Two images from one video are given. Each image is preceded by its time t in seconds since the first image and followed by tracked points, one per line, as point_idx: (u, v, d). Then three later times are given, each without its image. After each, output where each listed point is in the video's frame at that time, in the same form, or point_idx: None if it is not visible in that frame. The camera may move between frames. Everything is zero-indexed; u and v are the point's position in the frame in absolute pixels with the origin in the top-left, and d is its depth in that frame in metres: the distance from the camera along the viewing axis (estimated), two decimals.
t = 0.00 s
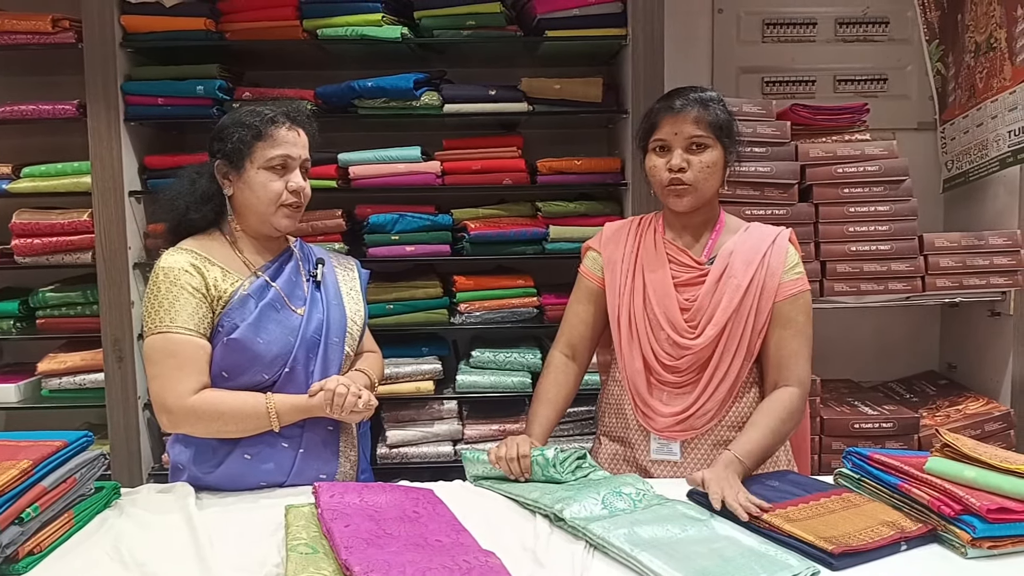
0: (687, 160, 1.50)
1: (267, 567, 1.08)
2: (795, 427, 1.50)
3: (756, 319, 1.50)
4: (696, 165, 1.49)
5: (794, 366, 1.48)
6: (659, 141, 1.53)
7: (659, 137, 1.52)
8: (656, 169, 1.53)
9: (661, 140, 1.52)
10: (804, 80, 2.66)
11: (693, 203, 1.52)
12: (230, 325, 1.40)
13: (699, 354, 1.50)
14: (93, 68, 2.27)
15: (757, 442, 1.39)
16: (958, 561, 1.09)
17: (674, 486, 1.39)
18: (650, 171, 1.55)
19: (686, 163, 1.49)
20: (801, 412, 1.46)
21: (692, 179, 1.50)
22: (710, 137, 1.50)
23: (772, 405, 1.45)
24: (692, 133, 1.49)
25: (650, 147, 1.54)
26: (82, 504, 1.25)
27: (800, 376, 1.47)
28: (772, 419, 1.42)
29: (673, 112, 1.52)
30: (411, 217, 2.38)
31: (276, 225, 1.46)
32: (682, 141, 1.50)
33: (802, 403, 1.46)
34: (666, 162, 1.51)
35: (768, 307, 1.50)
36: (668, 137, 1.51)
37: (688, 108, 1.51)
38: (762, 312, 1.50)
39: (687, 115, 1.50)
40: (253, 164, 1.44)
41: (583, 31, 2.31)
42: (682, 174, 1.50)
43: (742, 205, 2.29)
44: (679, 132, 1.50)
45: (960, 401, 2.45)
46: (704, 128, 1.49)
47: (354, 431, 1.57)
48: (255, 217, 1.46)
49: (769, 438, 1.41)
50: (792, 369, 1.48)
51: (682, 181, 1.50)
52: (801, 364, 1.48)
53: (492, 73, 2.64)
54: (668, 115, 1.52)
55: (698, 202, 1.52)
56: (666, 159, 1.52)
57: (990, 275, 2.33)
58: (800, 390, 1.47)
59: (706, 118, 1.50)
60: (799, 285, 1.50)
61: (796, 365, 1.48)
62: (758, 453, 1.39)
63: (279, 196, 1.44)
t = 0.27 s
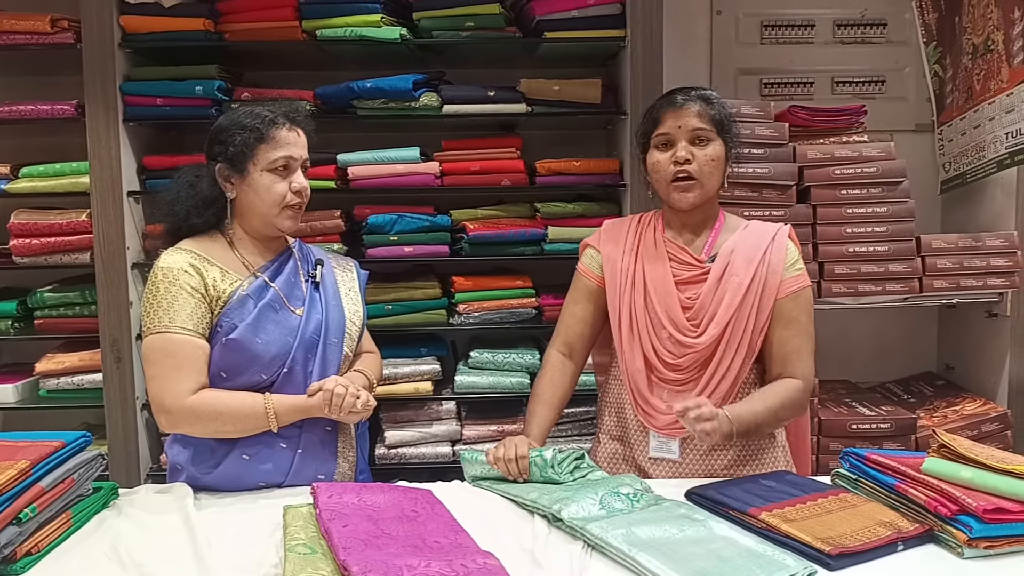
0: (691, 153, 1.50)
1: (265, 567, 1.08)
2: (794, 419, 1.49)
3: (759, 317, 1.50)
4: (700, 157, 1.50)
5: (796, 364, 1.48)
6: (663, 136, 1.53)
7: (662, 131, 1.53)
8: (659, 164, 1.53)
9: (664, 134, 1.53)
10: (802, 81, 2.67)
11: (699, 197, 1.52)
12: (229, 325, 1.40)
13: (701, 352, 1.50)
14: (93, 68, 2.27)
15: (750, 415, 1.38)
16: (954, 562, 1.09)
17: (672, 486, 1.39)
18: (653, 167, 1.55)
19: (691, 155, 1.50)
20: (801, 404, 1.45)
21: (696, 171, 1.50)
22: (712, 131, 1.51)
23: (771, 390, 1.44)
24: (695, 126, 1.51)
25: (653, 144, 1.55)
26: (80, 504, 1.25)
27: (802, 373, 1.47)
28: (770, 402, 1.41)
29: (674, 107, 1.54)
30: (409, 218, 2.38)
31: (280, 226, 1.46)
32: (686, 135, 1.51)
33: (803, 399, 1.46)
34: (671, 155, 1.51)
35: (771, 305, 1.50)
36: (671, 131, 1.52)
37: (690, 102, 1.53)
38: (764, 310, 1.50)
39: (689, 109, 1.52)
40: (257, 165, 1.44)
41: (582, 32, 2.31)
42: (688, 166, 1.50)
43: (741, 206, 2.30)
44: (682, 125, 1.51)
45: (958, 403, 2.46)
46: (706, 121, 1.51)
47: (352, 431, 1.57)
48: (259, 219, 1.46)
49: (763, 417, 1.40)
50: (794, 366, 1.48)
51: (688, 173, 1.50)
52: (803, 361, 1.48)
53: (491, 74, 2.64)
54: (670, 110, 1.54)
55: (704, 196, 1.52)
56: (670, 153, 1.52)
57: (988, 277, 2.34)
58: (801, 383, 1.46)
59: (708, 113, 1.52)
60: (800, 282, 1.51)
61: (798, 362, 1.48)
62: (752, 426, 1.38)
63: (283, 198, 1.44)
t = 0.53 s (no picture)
0: (697, 158, 1.51)
1: (263, 568, 1.08)
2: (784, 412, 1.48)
3: (756, 315, 1.51)
4: (707, 161, 1.51)
5: (791, 358, 1.48)
6: (667, 143, 1.53)
7: (666, 138, 1.53)
8: (666, 171, 1.53)
9: (669, 141, 1.53)
10: (799, 83, 2.68)
11: (709, 198, 1.53)
12: (227, 327, 1.40)
13: (699, 352, 1.50)
14: (91, 70, 2.27)
15: (732, 383, 1.40)
16: (950, 561, 1.09)
17: (668, 487, 1.40)
18: (658, 175, 1.55)
19: (698, 160, 1.50)
20: (790, 394, 1.45)
21: (706, 174, 1.51)
22: (713, 134, 1.52)
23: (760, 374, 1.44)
24: (699, 131, 1.51)
25: (655, 151, 1.55)
26: (79, 505, 1.25)
27: (796, 365, 1.47)
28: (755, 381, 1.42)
29: (674, 113, 1.53)
30: (407, 219, 2.38)
31: (278, 227, 1.47)
32: (691, 140, 1.51)
33: (796, 391, 1.46)
34: (678, 162, 1.52)
35: (767, 302, 1.51)
36: (675, 137, 1.52)
37: (689, 107, 1.53)
38: (761, 308, 1.50)
39: (690, 115, 1.52)
40: (254, 167, 1.45)
41: (579, 34, 2.32)
42: (696, 171, 1.50)
43: (738, 207, 2.30)
44: (685, 132, 1.51)
45: (954, 403, 2.46)
46: (708, 124, 1.52)
47: (350, 432, 1.57)
48: (258, 221, 1.46)
49: (745, 391, 1.41)
50: (790, 360, 1.48)
51: (697, 178, 1.50)
52: (799, 358, 1.48)
53: (489, 76, 2.65)
54: (670, 117, 1.53)
55: (711, 198, 1.53)
56: (676, 159, 1.52)
57: (984, 278, 2.35)
58: (795, 377, 1.46)
59: (708, 116, 1.53)
60: (795, 279, 1.51)
61: (793, 358, 1.48)
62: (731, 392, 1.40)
63: (280, 199, 1.45)
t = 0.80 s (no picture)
0: (689, 158, 1.52)
1: (262, 569, 1.09)
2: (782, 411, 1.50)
3: (752, 315, 1.51)
4: (698, 162, 1.51)
5: (788, 359, 1.49)
6: (661, 140, 1.54)
7: (660, 135, 1.54)
8: (658, 167, 1.54)
9: (663, 137, 1.54)
10: (797, 83, 2.68)
11: (696, 199, 1.53)
12: (227, 329, 1.41)
13: (696, 353, 1.51)
14: (91, 74, 2.28)
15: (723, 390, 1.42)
16: (947, 560, 1.10)
17: (667, 487, 1.40)
18: (651, 171, 1.55)
19: (690, 160, 1.51)
20: (786, 395, 1.47)
21: (695, 175, 1.51)
22: (710, 135, 1.53)
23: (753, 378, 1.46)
24: (694, 130, 1.52)
25: (649, 147, 1.56)
26: (80, 507, 1.26)
27: (795, 366, 1.49)
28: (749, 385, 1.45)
29: (672, 111, 1.54)
30: (406, 221, 2.39)
31: (277, 229, 1.47)
32: (685, 139, 1.52)
33: (793, 392, 1.48)
34: (669, 159, 1.52)
35: (763, 303, 1.51)
36: (670, 134, 1.53)
37: (687, 107, 1.54)
38: (757, 310, 1.51)
39: (686, 114, 1.53)
40: (253, 169, 1.46)
41: (577, 36, 2.32)
42: (686, 170, 1.51)
43: (735, 208, 2.31)
44: (680, 130, 1.52)
45: (952, 403, 2.47)
46: (704, 126, 1.52)
47: (349, 433, 1.58)
48: (257, 223, 1.47)
49: (738, 395, 1.44)
50: (786, 361, 1.49)
51: (687, 177, 1.51)
52: (796, 358, 1.49)
53: (486, 78, 2.65)
54: (668, 114, 1.54)
55: (701, 199, 1.54)
56: (668, 157, 1.53)
57: (981, 277, 2.36)
58: (791, 377, 1.48)
59: (705, 117, 1.53)
60: (790, 280, 1.52)
61: (790, 358, 1.49)
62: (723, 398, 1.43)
63: (279, 201, 1.46)
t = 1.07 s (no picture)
0: (675, 173, 1.52)
1: (263, 569, 1.10)
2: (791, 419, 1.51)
3: (750, 317, 1.52)
4: (683, 178, 1.52)
5: (790, 362, 1.51)
6: (651, 150, 1.55)
7: (651, 145, 1.54)
8: (644, 176, 1.56)
9: (653, 149, 1.54)
10: (795, 85, 2.69)
11: (677, 213, 1.55)
12: (228, 329, 1.42)
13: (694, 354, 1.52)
14: (91, 76, 2.29)
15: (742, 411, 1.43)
16: (945, 561, 1.11)
17: (666, 488, 1.41)
18: (640, 178, 1.57)
19: (674, 176, 1.52)
20: (794, 401, 1.49)
21: (677, 191, 1.52)
22: (700, 153, 1.52)
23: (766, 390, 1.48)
24: (683, 146, 1.51)
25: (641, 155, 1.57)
26: (81, 508, 1.27)
27: (798, 369, 1.51)
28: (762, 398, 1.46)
29: (667, 123, 1.53)
30: (406, 222, 2.40)
31: (277, 229, 1.48)
32: (673, 154, 1.52)
33: (799, 396, 1.49)
34: (656, 171, 1.53)
35: (761, 305, 1.52)
36: (659, 147, 1.53)
37: (681, 121, 1.52)
38: (755, 311, 1.52)
39: (678, 128, 1.52)
40: (252, 170, 1.46)
41: (575, 38, 2.33)
42: (669, 186, 1.52)
43: (734, 209, 2.32)
44: (670, 144, 1.52)
45: (951, 403, 2.47)
46: (695, 142, 1.51)
47: (349, 434, 1.58)
48: (256, 223, 1.48)
49: (757, 413, 1.44)
50: (787, 365, 1.51)
51: (669, 191, 1.53)
52: (796, 360, 1.51)
53: (485, 79, 2.66)
54: (661, 126, 1.54)
55: (682, 213, 1.55)
56: (655, 168, 1.54)
57: (980, 278, 2.36)
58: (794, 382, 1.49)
59: (697, 133, 1.52)
60: (789, 283, 1.53)
61: (791, 361, 1.51)
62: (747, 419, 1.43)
63: (279, 201, 1.46)
